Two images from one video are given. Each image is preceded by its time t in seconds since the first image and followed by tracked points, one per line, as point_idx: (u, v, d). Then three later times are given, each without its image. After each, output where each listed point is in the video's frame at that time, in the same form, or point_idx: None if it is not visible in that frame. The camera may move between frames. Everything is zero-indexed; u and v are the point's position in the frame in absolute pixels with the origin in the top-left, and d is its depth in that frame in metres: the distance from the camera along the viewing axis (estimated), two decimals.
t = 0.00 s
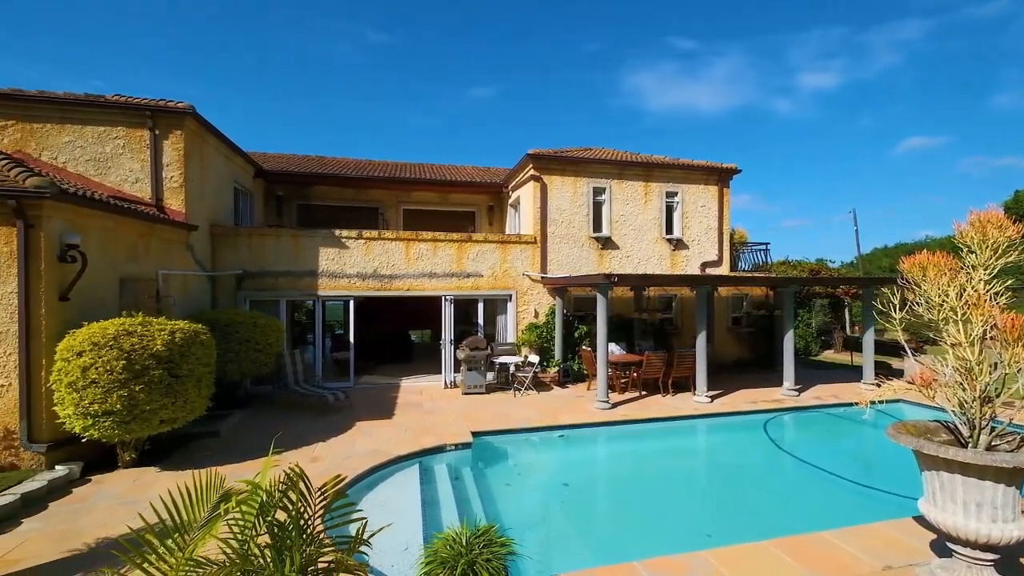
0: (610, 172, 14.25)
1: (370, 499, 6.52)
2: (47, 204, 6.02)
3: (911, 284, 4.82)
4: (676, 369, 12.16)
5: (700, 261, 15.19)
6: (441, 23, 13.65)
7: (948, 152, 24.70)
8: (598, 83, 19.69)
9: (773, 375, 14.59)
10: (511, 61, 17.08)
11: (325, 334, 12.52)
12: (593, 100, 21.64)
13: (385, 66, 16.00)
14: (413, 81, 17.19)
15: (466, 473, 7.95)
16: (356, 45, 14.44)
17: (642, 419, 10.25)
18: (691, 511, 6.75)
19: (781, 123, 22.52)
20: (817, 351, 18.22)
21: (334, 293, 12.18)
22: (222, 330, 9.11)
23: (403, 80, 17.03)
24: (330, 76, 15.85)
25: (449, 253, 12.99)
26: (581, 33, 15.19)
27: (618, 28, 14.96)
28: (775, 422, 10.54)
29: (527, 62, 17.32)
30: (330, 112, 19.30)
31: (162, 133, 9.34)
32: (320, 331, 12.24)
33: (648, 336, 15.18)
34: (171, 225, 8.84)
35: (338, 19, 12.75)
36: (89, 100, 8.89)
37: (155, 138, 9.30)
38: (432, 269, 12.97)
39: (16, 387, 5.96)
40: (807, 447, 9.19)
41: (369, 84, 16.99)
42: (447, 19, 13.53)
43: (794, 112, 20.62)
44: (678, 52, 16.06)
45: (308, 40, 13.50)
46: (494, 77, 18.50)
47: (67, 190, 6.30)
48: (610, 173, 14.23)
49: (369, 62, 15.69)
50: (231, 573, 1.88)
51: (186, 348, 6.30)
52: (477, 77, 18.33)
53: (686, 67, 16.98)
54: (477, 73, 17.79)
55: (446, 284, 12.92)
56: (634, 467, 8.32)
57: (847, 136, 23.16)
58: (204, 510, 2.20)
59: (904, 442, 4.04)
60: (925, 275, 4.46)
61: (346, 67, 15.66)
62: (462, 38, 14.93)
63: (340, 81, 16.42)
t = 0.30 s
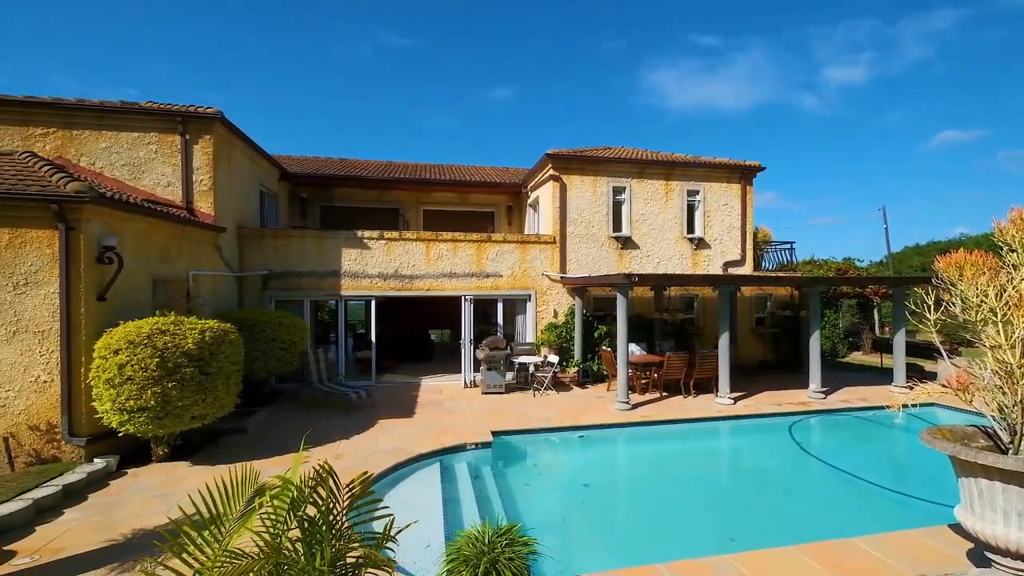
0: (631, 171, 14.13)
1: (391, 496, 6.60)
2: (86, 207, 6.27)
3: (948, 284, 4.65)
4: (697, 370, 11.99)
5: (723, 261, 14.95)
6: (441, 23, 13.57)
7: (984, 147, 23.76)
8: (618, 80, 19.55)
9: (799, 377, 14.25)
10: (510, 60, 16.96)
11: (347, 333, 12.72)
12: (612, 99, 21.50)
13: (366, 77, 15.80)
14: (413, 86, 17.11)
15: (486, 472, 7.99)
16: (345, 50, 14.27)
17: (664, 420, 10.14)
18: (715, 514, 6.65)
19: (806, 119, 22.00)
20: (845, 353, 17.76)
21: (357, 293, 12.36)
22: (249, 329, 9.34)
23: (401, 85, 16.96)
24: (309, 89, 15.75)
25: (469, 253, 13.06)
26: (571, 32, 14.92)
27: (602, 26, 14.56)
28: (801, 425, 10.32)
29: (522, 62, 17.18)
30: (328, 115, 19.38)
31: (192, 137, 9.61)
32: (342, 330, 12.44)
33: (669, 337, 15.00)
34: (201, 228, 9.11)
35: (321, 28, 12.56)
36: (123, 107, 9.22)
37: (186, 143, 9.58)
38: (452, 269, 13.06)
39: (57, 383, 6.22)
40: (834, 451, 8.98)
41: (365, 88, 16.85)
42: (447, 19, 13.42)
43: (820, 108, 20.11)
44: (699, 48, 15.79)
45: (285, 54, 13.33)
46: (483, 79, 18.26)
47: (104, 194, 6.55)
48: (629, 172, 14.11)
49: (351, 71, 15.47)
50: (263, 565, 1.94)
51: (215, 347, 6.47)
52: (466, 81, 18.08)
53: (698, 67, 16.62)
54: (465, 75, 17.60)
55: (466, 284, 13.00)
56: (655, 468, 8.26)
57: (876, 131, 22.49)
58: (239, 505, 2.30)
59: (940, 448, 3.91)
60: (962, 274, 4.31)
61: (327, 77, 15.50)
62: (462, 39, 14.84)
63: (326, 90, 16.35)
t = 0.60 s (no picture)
0: (650, 170, 13.99)
1: (412, 494, 6.68)
2: (120, 210, 6.48)
3: (983, 284, 4.51)
4: (719, 371, 11.80)
5: (746, 260, 14.70)
6: (440, 24, 13.60)
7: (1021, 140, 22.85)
8: (636, 77, 19.39)
9: (825, 379, 13.93)
10: (509, 60, 16.90)
11: (368, 332, 12.89)
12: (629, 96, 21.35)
13: (364, 74, 15.84)
14: (415, 85, 17.24)
15: (506, 472, 8.01)
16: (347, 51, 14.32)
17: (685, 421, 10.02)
18: (738, 518, 6.55)
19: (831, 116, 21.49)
20: (873, 355, 17.30)
21: (377, 293, 12.52)
22: (273, 329, 9.54)
23: (402, 85, 17.11)
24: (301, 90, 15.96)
25: (487, 253, 13.11)
26: (571, 32, 14.81)
27: (598, 25, 14.40)
28: (827, 428, 10.08)
29: (521, 62, 17.11)
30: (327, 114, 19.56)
31: (219, 141, 9.85)
32: (363, 329, 12.62)
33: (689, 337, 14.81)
34: (227, 229, 9.34)
35: (321, 29, 12.51)
36: (155, 113, 9.52)
37: (213, 147, 9.82)
38: (471, 270, 13.12)
39: (93, 379, 6.45)
40: (862, 455, 8.76)
41: (365, 87, 17.05)
42: (447, 19, 13.44)
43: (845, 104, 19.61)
44: (719, 44, 15.56)
45: (285, 55, 13.52)
46: (479, 79, 18.23)
47: (137, 197, 6.78)
48: (649, 170, 13.98)
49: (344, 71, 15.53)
50: (294, 558, 1.99)
51: (242, 346, 6.63)
52: (461, 81, 18.10)
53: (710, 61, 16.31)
54: (461, 75, 17.61)
55: (485, 284, 13.04)
56: (675, 471, 8.16)
57: (904, 126, 21.83)
58: (268, 500, 2.37)
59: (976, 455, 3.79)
60: (999, 274, 4.18)
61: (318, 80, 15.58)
62: (462, 38, 14.87)
63: (320, 91, 16.51)
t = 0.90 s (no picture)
0: (669, 169, 13.84)
1: (432, 493, 6.74)
2: (151, 213, 6.69)
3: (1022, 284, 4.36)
4: (740, 372, 11.61)
5: (768, 260, 14.42)
6: (440, 24, 13.66)
7: None
8: (655, 74, 19.20)
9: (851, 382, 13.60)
10: (508, 60, 16.95)
11: (387, 332, 13.05)
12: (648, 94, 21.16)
13: (364, 74, 15.94)
14: (418, 84, 17.35)
15: (524, 472, 8.02)
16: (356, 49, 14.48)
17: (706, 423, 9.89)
18: (760, 522, 6.44)
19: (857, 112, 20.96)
20: (902, 357, 16.82)
21: (396, 293, 12.66)
22: (296, 329, 9.72)
23: (404, 85, 17.19)
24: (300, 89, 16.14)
25: (505, 253, 13.14)
26: (571, 32, 14.79)
27: (597, 25, 14.36)
28: (853, 432, 9.84)
29: (521, 62, 17.10)
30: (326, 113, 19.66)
31: (244, 145, 10.08)
32: (382, 328, 12.77)
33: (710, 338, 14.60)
34: (252, 231, 9.56)
35: (320, 29, 12.61)
36: (183, 118, 9.80)
37: (238, 150, 10.05)
38: (488, 270, 13.16)
39: (126, 376, 6.68)
40: (890, 460, 8.53)
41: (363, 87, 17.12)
42: (446, 19, 13.49)
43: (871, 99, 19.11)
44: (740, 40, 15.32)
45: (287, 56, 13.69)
46: (480, 80, 18.31)
47: (168, 200, 7.00)
48: (668, 169, 13.84)
49: (344, 71, 15.62)
50: (321, 553, 2.04)
51: (266, 344, 6.78)
52: (465, 81, 18.18)
53: (722, 56, 16.08)
54: (464, 75, 17.71)
55: (503, 284, 13.07)
56: (696, 473, 8.07)
57: (933, 121, 21.16)
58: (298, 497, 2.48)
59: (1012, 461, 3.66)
60: None
61: (318, 80, 15.69)
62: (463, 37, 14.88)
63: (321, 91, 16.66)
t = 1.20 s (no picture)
0: (689, 166, 13.66)
1: (451, 492, 6.80)
2: (181, 216, 6.91)
3: None
4: (763, 374, 11.39)
5: (792, 259, 14.12)
6: (445, 25, 13.74)
7: None
8: (673, 71, 18.99)
9: (880, 385, 13.23)
10: (508, 58, 17.03)
11: (407, 331, 13.17)
12: (667, 91, 20.94)
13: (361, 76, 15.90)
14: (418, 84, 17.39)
15: (543, 472, 8.03)
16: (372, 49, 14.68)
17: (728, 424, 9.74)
18: (785, 528, 6.32)
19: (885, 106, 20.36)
20: (933, 359, 16.29)
21: (415, 293, 12.78)
22: (318, 328, 9.90)
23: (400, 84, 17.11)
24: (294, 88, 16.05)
25: (524, 254, 13.15)
26: (571, 32, 14.79)
27: (596, 26, 14.34)
28: (882, 436, 9.57)
29: (521, 61, 17.08)
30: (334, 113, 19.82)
31: (268, 148, 10.30)
32: (402, 327, 12.94)
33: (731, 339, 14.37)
34: (275, 233, 9.77)
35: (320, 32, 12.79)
36: (210, 123, 10.08)
37: (263, 153, 10.28)
38: (506, 270, 13.18)
39: (157, 373, 6.90)
40: (921, 466, 8.28)
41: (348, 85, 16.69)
42: (452, 20, 13.58)
43: (899, 93, 18.54)
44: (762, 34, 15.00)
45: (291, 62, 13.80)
46: (482, 79, 18.52)
47: (196, 203, 7.21)
48: (688, 167, 13.66)
49: (349, 73, 15.75)
50: (346, 550, 2.10)
51: (290, 343, 6.93)
52: (477, 80, 18.25)
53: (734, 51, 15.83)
54: (467, 74, 17.92)
55: (521, 284, 13.08)
56: (717, 476, 7.95)
57: (966, 114, 20.43)
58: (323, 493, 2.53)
59: None
60: None
61: (325, 82, 15.85)
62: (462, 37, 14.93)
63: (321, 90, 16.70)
